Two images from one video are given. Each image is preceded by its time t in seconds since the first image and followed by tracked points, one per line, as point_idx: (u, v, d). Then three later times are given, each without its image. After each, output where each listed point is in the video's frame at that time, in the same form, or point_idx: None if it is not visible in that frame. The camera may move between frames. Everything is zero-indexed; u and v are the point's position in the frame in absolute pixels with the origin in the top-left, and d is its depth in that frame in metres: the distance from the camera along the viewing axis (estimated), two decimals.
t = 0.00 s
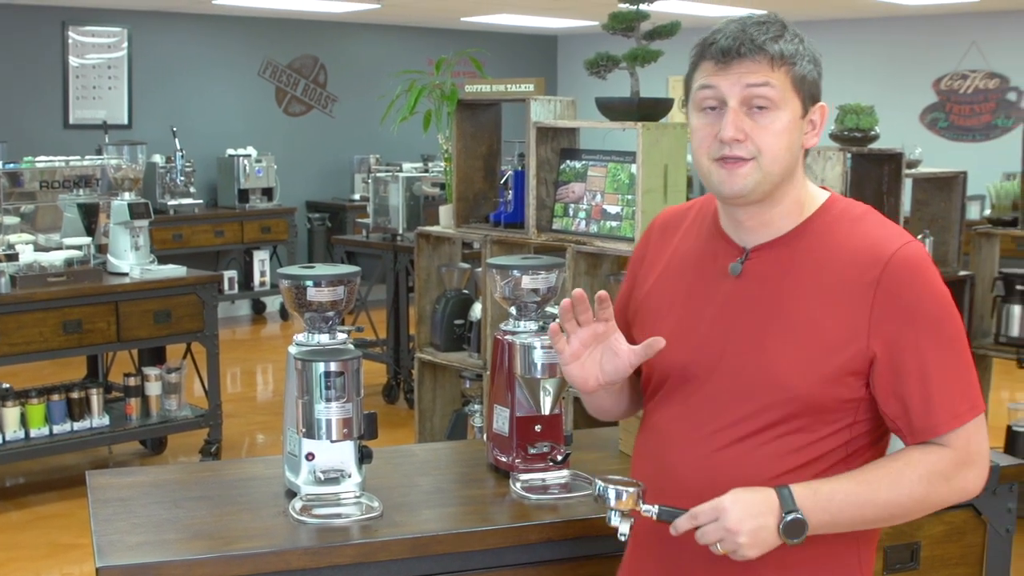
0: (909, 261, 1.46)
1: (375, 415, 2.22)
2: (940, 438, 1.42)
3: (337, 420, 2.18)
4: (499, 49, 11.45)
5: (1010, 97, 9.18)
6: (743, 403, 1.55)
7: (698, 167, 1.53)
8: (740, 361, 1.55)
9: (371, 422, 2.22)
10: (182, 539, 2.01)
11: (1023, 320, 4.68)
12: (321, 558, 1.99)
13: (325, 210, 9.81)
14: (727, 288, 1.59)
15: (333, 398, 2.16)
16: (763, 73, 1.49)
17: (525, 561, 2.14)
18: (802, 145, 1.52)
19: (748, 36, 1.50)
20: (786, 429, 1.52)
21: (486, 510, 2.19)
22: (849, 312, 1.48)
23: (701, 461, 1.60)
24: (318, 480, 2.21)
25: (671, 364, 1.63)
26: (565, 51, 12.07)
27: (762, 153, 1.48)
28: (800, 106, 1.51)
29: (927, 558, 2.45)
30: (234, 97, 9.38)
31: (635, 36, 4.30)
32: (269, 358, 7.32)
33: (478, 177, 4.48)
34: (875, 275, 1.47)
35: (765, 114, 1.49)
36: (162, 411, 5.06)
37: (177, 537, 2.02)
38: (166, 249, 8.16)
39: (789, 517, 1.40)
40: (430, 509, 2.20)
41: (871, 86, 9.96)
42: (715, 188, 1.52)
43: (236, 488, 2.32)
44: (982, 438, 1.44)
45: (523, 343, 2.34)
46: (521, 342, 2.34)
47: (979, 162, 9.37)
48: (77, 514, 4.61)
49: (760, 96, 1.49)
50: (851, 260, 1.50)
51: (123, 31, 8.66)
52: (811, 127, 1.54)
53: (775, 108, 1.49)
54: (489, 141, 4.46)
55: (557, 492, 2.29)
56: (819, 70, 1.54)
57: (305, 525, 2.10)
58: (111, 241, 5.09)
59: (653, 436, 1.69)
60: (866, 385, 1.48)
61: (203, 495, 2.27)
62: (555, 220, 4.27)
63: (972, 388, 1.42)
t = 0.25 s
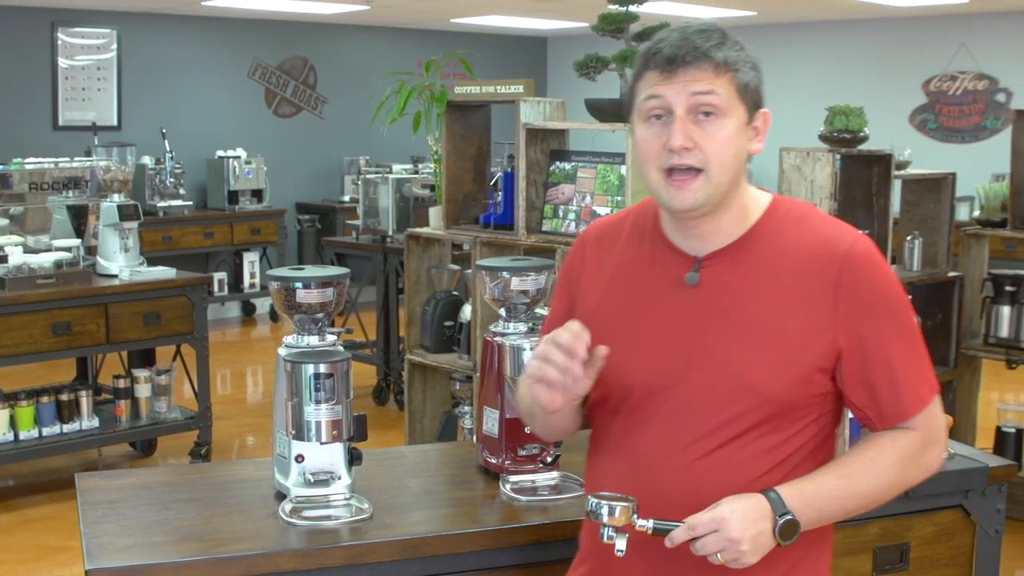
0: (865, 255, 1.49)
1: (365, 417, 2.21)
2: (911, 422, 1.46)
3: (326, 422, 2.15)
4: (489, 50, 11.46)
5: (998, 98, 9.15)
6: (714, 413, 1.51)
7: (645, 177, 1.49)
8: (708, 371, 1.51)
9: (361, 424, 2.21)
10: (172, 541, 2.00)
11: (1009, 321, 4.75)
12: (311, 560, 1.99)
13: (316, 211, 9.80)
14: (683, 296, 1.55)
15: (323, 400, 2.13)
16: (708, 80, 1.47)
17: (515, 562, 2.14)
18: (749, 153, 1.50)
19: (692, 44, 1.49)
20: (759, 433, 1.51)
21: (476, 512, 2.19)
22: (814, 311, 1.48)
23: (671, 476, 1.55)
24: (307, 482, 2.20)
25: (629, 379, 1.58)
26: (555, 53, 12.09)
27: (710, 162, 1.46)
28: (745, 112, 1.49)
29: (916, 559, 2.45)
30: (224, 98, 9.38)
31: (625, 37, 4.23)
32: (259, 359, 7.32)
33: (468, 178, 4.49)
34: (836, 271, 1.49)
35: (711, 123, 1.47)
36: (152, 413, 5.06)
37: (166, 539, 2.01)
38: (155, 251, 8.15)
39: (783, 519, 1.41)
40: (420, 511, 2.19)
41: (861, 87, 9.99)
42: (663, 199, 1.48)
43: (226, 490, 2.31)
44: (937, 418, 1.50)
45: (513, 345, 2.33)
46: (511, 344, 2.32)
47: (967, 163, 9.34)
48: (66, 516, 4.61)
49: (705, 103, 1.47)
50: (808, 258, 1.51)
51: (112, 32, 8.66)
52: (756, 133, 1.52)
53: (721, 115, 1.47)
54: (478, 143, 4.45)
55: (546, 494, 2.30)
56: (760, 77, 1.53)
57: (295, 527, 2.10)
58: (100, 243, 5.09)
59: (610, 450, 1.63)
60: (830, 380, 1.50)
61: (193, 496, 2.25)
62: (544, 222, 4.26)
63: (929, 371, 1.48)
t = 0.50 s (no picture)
0: (777, 236, 1.53)
1: (360, 421, 2.20)
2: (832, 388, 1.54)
3: (321, 425, 2.15)
4: (484, 53, 11.48)
5: (992, 101, 9.15)
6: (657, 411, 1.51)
7: (561, 183, 1.48)
8: (650, 370, 1.50)
9: (355, 428, 2.20)
10: (166, 546, 2.00)
11: (1004, 323, 4.78)
12: (306, 564, 1.99)
13: (310, 214, 9.80)
14: (611, 297, 1.53)
15: (318, 404, 2.13)
16: (616, 83, 1.47)
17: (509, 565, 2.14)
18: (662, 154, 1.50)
19: (597, 48, 1.49)
20: (699, 424, 1.52)
21: (471, 515, 2.19)
22: (739, 297, 1.51)
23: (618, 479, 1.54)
24: (302, 486, 2.19)
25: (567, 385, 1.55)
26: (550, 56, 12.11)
27: (627, 162, 1.45)
28: (655, 113, 1.49)
29: (911, 562, 2.45)
30: (220, 101, 9.39)
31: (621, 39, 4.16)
32: (254, 363, 7.33)
33: (463, 181, 4.49)
34: (756, 255, 1.52)
35: (623, 124, 1.46)
36: (146, 416, 5.06)
37: (161, 543, 2.01)
38: (150, 254, 8.15)
39: (748, 502, 1.45)
40: (415, 515, 2.19)
41: (856, 90, 10.01)
42: (580, 199, 1.47)
43: (221, 494, 2.29)
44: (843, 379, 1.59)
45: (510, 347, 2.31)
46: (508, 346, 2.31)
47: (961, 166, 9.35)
48: (61, 520, 4.61)
49: (616, 105, 1.46)
50: (727, 247, 1.53)
51: (106, 35, 8.66)
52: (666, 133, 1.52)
53: (632, 115, 1.46)
54: (474, 146, 4.46)
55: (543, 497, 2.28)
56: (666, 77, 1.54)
57: (289, 530, 2.10)
58: (95, 246, 5.10)
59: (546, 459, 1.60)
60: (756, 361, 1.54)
61: (187, 500, 2.24)
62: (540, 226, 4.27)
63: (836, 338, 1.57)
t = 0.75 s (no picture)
0: (733, 227, 1.64)
1: (357, 424, 2.20)
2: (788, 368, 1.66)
3: (317, 429, 2.15)
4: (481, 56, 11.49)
5: (989, 104, 9.15)
6: (632, 396, 1.59)
7: (515, 183, 1.56)
8: (623, 358, 1.58)
9: (352, 431, 2.20)
10: (163, 549, 1.99)
11: (1001, 326, 4.79)
12: (303, 568, 1.98)
13: (307, 218, 9.80)
14: (581, 291, 1.61)
15: (314, 407, 2.13)
16: (561, 81, 1.56)
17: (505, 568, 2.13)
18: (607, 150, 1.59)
19: (542, 49, 1.57)
20: (671, 407, 1.60)
21: (468, 519, 2.18)
22: (703, 284, 1.61)
23: (597, 466, 1.60)
24: (300, 490, 2.19)
25: (542, 376, 1.62)
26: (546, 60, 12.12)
27: (576, 157, 1.54)
28: (600, 109, 1.58)
29: (908, 565, 2.45)
30: (217, 104, 9.39)
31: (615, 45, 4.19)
32: (251, 366, 7.32)
33: (460, 185, 4.50)
34: (713, 244, 1.62)
35: (569, 121, 1.55)
36: (143, 419, 5.07)
37: (158, 547, 2.00)
38: (147, 257, 8.14)
39: (731, 485, 1.55)
40: (411, 518, 2.18)
41: (853, 93, 10.02)
42: (537, 199, 1.55)
43: (217, 497, 2.28)
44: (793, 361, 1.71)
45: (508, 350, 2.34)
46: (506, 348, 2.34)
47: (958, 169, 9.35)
48: (58, 524, 4.60)
49: (562, 103, 1.55)
50: (689, 238, 1.63)
51: (103, 38, 8.66)
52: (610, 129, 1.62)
53: (578, 113, 1.55)
54: (471, 149, 4.46)
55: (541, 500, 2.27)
56: (608, 74, 1.63)
57: (287, 534, 2.08)
58: (92, 250, 5.12)
59: (524, 451, 1.66)
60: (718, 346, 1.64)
61: (184, 504, 2.23)
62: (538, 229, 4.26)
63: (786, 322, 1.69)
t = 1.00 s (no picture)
0: (756, 232, 1.63)
1: (353, 427, 2.20)
2: (811, 376, 1.63)
3: (315, 432, 2.14)
4: (478, 59, 11.49)
5: (986, 107, 9.16)
6: (651, 402, 1.57)
7: (538, 187, 1.56)
8: (642, 362, 1.58)
9: (349, 434, 2.20)
10: (160, 553, 1.98)
11: (998, 329, 4.79)
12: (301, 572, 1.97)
13: (304, 221, 9.81)
14: (601, 295, 1.61)
15: (312, 411, 2.13)
16: (582, 85, 1.56)
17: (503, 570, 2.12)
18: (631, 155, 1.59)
19: (564, 53, 1.58)
20: (690, 415, 1.59)
21: (465, 522, 2.18)
22: (724, 290, 1.60)
23: (615, 472, 1.59)
24: (296, 493, 2.18)
25: (560, 380, 1.61)
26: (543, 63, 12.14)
27: (597, 161, 1.54)
28: (623, 113, 1.58)
29: (905, 568, 2.45)
30: (215, 107, 9.40)
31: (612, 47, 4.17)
32: (248, 370, 7.32)
33: (457, 189, 4.51)
34: (735, 250, 1.61)
35: (592, 124, 1.55)
36: (140, 423, 5.08)
37: (156, 550, 2.00)
38: (144, 261, 8.14)
39: (761, 492, 1.52)
40: (409, 521, 2.18)
41: (850, 95, 10.02)
42: (559, 205, 1.55)
43: (214, 501, 2.28)
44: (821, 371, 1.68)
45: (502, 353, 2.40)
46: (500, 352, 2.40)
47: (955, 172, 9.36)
48: (56, 527, 4.60)
49: (584, 106, 1.55)
50: (710, 244, 1.62)
51: (100, 41, 8.66)
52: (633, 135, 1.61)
53: (600, 116, 1.55)
54: (467, 152, 4.46)
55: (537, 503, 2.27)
56: (630, 80, 1.63)
57: (284, 537, 2.07)
58: (89, 253, 5.13)
59: (543, 455, 1.65)
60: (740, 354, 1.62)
61: (182, 507, 2.23)
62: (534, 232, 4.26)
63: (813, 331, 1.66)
